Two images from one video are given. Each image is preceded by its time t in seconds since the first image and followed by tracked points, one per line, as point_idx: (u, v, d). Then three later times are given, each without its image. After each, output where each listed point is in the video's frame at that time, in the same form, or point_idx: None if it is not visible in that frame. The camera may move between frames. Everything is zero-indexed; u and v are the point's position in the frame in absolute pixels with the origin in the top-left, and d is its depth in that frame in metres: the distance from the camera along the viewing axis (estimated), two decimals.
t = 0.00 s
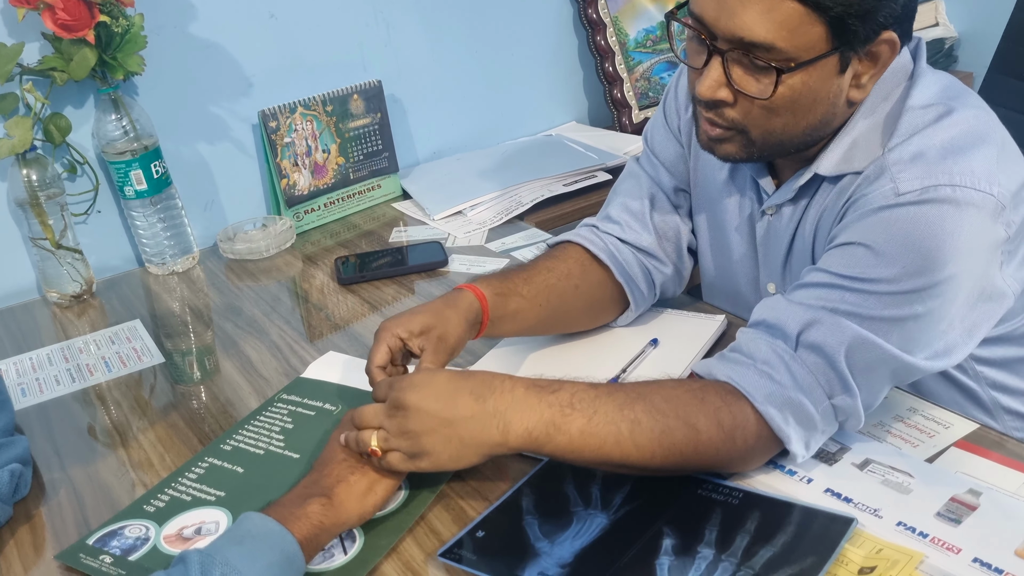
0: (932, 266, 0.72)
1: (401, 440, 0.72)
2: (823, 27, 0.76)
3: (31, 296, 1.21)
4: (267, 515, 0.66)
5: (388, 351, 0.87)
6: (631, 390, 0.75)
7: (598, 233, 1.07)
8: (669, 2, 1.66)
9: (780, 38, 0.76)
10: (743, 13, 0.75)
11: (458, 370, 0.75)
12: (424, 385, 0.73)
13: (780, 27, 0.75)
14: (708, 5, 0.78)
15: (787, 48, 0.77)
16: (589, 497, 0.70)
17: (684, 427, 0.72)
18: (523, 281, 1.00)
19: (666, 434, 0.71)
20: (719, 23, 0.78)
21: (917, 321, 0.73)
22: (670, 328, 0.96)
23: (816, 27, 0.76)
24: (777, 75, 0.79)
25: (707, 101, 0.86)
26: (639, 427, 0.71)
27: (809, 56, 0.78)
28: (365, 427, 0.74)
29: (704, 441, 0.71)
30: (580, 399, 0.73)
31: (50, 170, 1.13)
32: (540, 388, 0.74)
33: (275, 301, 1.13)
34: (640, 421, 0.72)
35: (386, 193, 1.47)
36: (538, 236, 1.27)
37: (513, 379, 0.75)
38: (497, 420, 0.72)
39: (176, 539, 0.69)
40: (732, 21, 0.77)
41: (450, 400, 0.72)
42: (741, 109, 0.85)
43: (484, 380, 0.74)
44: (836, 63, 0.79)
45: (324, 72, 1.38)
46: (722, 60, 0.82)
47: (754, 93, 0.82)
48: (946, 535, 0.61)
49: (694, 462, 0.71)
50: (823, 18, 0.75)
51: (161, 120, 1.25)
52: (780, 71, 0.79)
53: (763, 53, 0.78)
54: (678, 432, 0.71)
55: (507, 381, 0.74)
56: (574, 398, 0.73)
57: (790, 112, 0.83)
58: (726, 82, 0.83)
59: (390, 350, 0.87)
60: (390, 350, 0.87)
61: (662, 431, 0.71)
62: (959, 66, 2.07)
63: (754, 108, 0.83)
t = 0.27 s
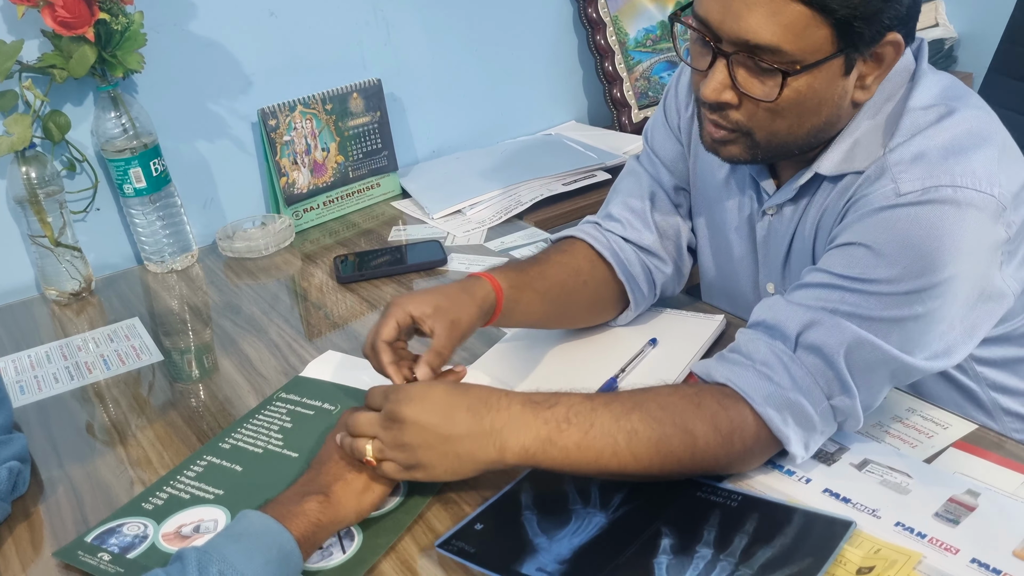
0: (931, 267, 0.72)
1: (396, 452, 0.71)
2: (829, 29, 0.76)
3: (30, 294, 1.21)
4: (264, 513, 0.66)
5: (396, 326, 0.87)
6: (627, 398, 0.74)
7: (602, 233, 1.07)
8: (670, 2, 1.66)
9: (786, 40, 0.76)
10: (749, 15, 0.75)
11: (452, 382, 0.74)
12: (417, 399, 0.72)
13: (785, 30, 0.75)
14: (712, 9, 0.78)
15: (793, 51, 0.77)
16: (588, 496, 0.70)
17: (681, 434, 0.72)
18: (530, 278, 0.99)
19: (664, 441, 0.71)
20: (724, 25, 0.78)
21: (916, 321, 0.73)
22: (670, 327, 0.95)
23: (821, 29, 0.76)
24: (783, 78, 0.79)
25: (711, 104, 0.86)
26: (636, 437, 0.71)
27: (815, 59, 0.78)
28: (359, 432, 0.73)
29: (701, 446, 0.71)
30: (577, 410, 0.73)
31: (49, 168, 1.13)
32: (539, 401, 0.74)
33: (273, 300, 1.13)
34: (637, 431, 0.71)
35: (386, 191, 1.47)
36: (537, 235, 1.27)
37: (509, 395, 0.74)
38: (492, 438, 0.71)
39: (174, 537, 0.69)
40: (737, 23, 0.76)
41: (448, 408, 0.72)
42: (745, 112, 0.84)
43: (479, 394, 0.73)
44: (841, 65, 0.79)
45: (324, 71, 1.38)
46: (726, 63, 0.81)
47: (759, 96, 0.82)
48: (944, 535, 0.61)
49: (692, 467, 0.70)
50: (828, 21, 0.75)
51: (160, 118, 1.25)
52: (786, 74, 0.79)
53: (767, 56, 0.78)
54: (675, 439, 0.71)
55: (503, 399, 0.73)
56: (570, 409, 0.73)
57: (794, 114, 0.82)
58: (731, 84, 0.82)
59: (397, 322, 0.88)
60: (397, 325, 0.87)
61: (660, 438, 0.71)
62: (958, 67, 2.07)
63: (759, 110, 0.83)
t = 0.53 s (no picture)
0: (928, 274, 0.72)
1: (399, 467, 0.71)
2: (829, 35, 0.76)
3: (31, 296, 1.22)
4: (264, 516, 0.67)
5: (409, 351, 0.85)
6: (625, 410, 0.74)
7: (605, 239, 1.07)
8: (669, 6, 1.67)
9: (787, 47, 0.76)
10: (750, 21, 0.76)
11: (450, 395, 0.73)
12: (418, 413, 0.71)
13: (787, 36, 0.75)
14: (715, 13, 0.78)
15: (794, 57, 0.77)
16: (586, 499, 0.71)
17: (680, 444, 0.71)
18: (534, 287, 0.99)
19: (662, 452, 0.71)
20: (725, 31, 0.78)
21: (913, 328, 0.74)
22: (669, 332, 0.96)
23: (822, 36, 0.76)
24: (784, 84, 0.80)
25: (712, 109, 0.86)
26: (635, 449, 0.71)
27: (816, 65, 0.78)
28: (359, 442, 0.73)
29: (699, 455, 0.71)
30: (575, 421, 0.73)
31: (51, 170, 1.14)
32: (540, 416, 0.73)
33: (273, 303, 1.14)
34: (635, 443, 0.71)
35: (386, 195, 1.47)
36: (537, 239, 1.27)
37: (507, 410, 0.73)
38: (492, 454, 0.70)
39: (174, 540, 0.69)
40: (738, 30, 0.77)
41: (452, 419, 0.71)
42: (747, 117, 0.84)
43: (477, 407, 0.72)
44: (841, 71, 0.80)
45: (324, 75, 1.38)
46: (728, 68, 0.82)
47: (760, 102, 0.82)
48: (940, 540, 0.62)
49: (690, 477, 0.71)
50: (830, 27, 0.76)
51: (161, 121, 1.25)
52: (786, 80, 0.79)
53: (769, 63, 0.78)
54: (674, 449, 0.71)
55: (502, 415, 0.72)
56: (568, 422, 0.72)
57: (795, 119, 0.83)
58: (732, 90, 0.82)
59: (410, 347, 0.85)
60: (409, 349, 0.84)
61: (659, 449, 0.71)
62: (957, 72, 2.08)
63: (760, 116, 0.83)
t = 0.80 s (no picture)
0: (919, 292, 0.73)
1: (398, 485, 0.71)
2: (824, 59, 0.77)
3: (28, 311, 1.22)
4: (256, 533, 0.67)
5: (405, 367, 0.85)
6: (619, 427, 0.74)
7: (599, 255, 1.08)
8: (666, 23, 1.68)
9: (782, 71, 0.76)
10: (745, 46, 0.76)
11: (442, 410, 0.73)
12: (411, 432, 0.71)
13: (782, 62, 0.76)
14: (710, 38, 0.79)
15: (790, 81, 0.77)
16: (579, 516, 0.71)
17: (673, 463, 0.71)
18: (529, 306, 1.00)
19: (654, 470, 0.71)
20: (720, 56, 0.78)
21: (904, 347, 0.74)
22: (664, 348, 0.96)
23: (817, 60, 0.76)
24: (780, 108, 0.80)
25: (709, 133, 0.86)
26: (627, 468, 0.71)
27: (811, 88, 0.78)
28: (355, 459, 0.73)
29: (691, 473, 0.71)
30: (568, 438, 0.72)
31: (49, 186, 1.14)
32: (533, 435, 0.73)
33: (270, 317, 1.14)
34: (628, 462, 0.71)
35: (383, 209, 1.48)
36: (533, 254, 1.28)
37: (501, 428, 0.73)
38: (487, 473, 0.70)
39: (167, 557, 0.69)
40: (733, 55, 0.77)
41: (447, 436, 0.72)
42: (743, 139, 0.84)
43: (470, 424, 0.73)
44: (836, 93, 0.80)
45: (322, 90, 1.39)
46: (724, 92, 0.82)
47: (756, 125, 0.82)
48: (932, 558, 0.62)
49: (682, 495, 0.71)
50: (824, 52, 0.76)
51: (159, 136, 1.26)
52: (783, 104, 0.79)
53: (764, 87, 0.78)
54: (666, 468, 0.71)
55: (496, 432, 0.72)
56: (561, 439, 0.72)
57: (792, 141, 0.83)
58: (728, 113, 0.83)
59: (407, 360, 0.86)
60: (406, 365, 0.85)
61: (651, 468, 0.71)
62: (952, 87, 2.09)
63: (756, 139, 0.83)
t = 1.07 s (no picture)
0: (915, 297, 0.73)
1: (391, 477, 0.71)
2: (828, 68, 0.76)
3: (24, 316, 1.22)
4: (251, 538, 0.66)
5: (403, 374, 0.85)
6: (619, 432, 0.74)
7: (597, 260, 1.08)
8: (663, 28, 1.69)
9: (789, 86, 0.76)
10: (749, 66, 0.76)
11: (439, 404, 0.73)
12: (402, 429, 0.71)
13: (787, 77, 0.75)
14: (711, 62, 0.79)
15: (797, 95, 0.77)
16: (577, 522, 0.70)
17: (672, 468, 0.71)
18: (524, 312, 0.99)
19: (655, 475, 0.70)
20: (724, 77, 0.78)
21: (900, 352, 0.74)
22: (660, 353, 0.96)
23: (821, 69, 0.76)
24: (790, 123, 0.79)
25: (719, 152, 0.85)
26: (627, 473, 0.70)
27: (819, 98, 0.77)
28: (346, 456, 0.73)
29: (690, 479, 0.71)
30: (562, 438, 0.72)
31: (45, 191, 1.15)
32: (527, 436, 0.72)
33: (267, 322, 1.14)
34: (627, 468, 0.71)
35: (380, 214, 1.48)
36: (530, 259, 1.28)
37: (501, 432, 0.72)
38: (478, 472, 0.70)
39: (163, 562, 0.69)
40: (738, 75, 0.77)
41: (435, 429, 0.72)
42: (754, 156, 0.84)
43: (469, 425, 0.72)
44: (843, 98, 0.79)
45: (320, 95, 1.39)
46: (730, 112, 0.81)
47: (767, 140, 0.81)
48: (929, 563, 0.62)
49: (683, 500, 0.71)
50: (827, 61, 0.75)
51: (155, 141, 1.26)
52: (792, 119, 0.79)
53: (772, 103, 0.78)
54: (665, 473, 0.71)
55: (496, 436, 0.72)
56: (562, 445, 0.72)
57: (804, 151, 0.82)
58: (738, 132, 0.82)
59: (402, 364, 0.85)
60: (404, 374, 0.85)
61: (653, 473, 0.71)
62: (949, 93, 2.10)
63: (768, 153, 0.83)
